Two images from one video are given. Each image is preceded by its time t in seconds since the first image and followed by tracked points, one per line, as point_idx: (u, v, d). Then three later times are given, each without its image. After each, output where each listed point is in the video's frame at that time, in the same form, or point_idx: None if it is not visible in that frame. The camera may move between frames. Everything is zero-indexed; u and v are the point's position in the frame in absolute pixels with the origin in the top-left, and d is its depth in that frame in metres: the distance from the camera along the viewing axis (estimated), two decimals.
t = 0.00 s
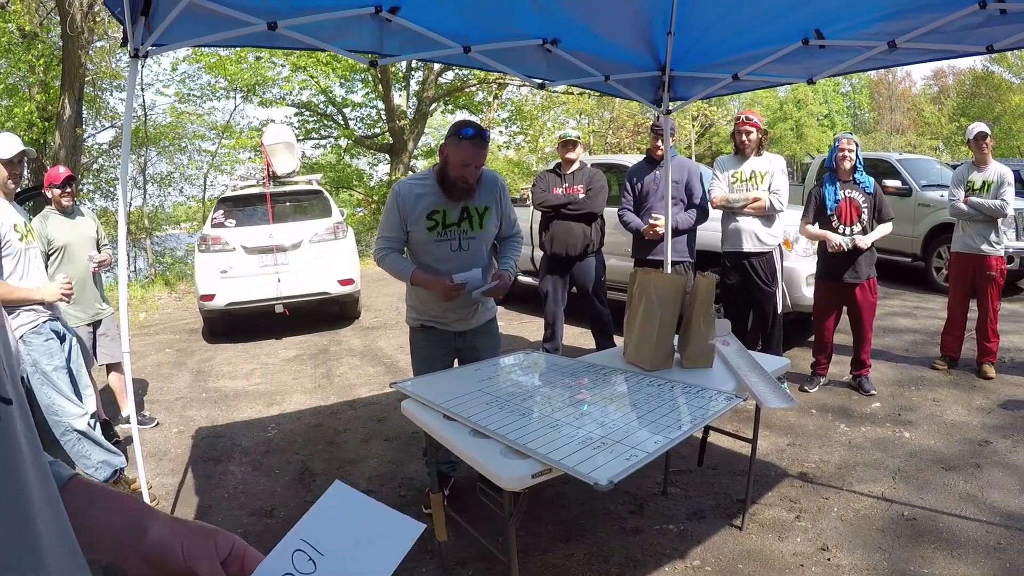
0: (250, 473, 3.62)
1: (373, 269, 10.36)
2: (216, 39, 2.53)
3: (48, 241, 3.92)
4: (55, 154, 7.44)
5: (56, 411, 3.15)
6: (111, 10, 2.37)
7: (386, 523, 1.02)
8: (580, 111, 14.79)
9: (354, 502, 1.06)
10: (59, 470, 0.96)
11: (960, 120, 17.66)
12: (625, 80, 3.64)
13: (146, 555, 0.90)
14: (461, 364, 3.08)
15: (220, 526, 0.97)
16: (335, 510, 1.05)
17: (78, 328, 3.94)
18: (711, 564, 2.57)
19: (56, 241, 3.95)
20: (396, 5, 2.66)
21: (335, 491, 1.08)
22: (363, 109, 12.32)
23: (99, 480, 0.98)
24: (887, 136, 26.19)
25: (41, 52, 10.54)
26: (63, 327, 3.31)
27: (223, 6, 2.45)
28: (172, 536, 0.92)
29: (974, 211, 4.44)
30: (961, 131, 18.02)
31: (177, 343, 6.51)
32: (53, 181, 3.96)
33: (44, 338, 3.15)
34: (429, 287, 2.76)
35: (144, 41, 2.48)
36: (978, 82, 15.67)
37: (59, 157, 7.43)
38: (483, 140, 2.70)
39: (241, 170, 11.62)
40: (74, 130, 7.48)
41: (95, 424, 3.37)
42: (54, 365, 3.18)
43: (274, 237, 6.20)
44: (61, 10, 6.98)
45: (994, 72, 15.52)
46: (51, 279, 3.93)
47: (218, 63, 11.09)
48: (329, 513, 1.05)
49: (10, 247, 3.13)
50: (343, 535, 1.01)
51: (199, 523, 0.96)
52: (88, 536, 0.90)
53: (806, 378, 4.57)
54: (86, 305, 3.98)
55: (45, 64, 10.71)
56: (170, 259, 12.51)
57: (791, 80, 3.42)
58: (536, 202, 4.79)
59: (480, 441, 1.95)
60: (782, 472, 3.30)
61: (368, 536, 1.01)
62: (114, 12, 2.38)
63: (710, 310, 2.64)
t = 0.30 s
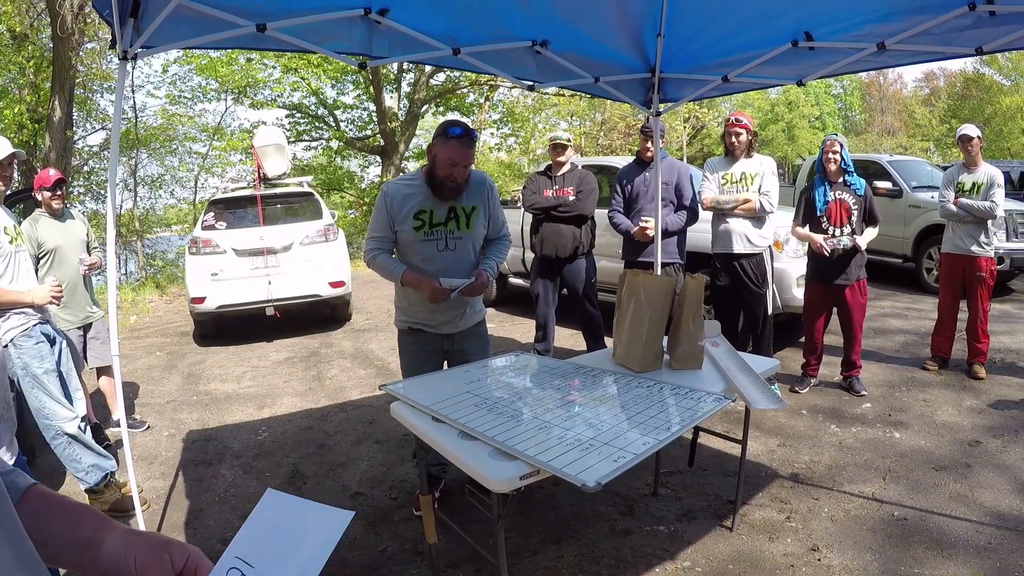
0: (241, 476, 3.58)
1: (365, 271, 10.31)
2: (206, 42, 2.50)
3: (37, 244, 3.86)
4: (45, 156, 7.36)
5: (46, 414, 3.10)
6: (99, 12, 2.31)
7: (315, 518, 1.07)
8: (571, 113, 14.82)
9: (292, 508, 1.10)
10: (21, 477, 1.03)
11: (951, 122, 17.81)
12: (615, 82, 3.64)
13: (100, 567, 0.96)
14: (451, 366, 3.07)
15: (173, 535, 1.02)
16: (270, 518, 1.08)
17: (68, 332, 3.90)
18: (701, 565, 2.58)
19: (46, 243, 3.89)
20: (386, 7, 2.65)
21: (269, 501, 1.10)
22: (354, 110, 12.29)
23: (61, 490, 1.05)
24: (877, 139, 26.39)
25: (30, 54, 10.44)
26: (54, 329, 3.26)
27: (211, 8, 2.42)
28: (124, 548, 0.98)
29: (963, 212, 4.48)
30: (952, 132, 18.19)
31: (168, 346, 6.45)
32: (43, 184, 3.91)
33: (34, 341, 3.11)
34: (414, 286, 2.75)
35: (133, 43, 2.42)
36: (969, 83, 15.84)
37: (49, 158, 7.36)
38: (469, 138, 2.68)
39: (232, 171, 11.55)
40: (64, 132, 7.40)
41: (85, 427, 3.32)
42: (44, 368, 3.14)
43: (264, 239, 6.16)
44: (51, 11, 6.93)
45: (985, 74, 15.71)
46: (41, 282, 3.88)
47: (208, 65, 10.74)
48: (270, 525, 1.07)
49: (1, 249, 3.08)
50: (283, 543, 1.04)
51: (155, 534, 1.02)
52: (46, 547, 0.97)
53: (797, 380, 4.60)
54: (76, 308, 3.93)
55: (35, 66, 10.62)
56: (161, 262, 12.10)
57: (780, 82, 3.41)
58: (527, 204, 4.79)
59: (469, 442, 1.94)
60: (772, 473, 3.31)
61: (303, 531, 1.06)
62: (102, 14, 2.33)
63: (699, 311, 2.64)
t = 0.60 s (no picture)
0: (234, 480, 3.54)
1: (357, 273, 10.26)
2: (195, 45, 2.49)
3: (28, 249, 3.81)
4: (36, 161, 7.28)
5: (39, 419, 3.09)
6: (86, 17, 2.33)
7: (303, 490, 1.07)
8: (563, 113, 14.83)
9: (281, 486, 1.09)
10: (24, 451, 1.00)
11: (943, 120, 17.97)
12: (604, 82, 3.64)
13: (118, 524, 0.97)
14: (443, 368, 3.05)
15: (182, 488, 1.04)
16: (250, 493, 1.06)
17: (61, 336, 3.84)
18: (694, 565, 2.57)
19: (37, 248, 3.84)
20: (374, 9, 2.63)
21: (251, 482, 1.08)
22: (345, 113, 12.24)
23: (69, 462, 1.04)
24: (868, 137, 26.53)
25: (21, 59, 10.33)
26: (46, 334, 3.21)
27: (200, 12, 2.41)
28: (136, 503, 0.99)
29: (954, 210, 4.52)
30: (943, 131, 18.37)
31: (160, 350, 6.39)
32: (34, 189, 3.86)
33: (26, 346, 3.07)
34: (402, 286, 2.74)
35: (122, 48, 2.42)
36: (961, 82, 16.03)
37: (40, 163, 7.28)
38: (459, 139, 2.67)
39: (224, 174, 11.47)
40: (56, 137, 7.33)
41: (77, 431, 3.31)
42: (37, 373, 3.10)
43: (256, 242, 6.11)
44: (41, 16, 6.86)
45: (976, 72, 15.91)
46: (33, 288, 3.83)
47: (199, 68, 10.64)
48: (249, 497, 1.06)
49: None
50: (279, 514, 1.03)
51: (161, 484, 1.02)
52: (59, 516, 0.97)
53: (789, 379, 4.61)
54: (68, 312, 3.88)
55: (25, 71, 10.51)
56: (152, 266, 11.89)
57: (770, 80, 3.42)
58: (517, 206, 4.78)
59: (459, 444, 1.92)
60: (765, 473, 3.32)
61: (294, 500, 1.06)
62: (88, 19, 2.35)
63: (689, 311, 2.64)
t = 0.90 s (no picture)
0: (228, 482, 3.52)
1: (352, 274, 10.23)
2: (188, 47, 2.47)
3: (22, 252, 3.78)
4: (30, 163, 7.23)
5: (33, 422, 3.07)
6: (78, 18, 2.28)
7: (239, 487, 1.08)
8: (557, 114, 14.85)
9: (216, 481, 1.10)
10: (14, 442, 1.07)
11: (938, 119, 18.07)
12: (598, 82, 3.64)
13: (113, 493, 1.06)
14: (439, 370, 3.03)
15: (162, 457, 1.13)
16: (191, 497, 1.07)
17: (54, 339, 3.80)
18: (688, 565, 2.57)
19: (31, 251, 3.81)
20: (366, 10, 2.62)
21: (194, 488, 1.09)
22: (339, 114, 12.21)
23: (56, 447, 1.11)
24: (861, 136, 26.69)
25: (14, 62, 10.27)
26: (40, 337, 3.18)
27: (190, 13, 2.39)
28: (126, 472, 1.08)
29: (949, 210, 4.54)
30: (937, 130, 18.48)
31: (154, 351, 6.35)
32: (27, 192, 3.83)
33: (20, 349, 3.03)
34: (396, 285, 2.72)
35: (114, 49, 2.38)
36: (955, 81, 16.15)
37: (33, 166, 7.22)
38: (448, 132, 2.68)
39: (218, 176, 11.44)
40: (49, 139, 7.27)
41: (71, 434, 3.28)
42: (31, 376, 3.07)
43: (250, 244, 6.08)
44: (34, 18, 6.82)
45: (970, 71, 16.04)
46: (26, 291, 3.79)
47: (192, 70, 10.66)
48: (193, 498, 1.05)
49: None
50: (228, 507, 1.04)
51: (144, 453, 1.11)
52: (56, 493, 1.04)
53: (784, 378, 4.62)
54: (62, 315, 3.84)
55: (18, 73, 10.44)
56: (148, 268, 12.11)
57: (763, 80, 3.42)
58: (511, 206, 4.77)
59: (453, 445, 1.91)
60: (760, 472, 3.32)
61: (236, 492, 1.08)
62: (81, 21, 2.30)
63: (683, 311, 2.63)
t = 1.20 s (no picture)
0: (224, 482, 3.50)
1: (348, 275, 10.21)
2: (181, 47, 2.45)
3: (16, 252, 3.75)
4: (24, 164, 7.17)
5: (27, 424, 3.05)
6: (73, 21, 2.24)
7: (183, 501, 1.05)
8: (552, 114, 14.87)
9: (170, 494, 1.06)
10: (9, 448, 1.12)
11: (933, 119, 18.15)
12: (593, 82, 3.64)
13: (86, 501, 1.05)
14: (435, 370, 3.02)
15: (140, 470, 1.11)
16: (155, 510, 1.05)
17: (49, 340, 3.76)
18: (685, 565, 2.57)
19: (25, 251, 3.78)
20: (360, 9, 2.60)
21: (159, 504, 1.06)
22: (334, 114, 12.18)
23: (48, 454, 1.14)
24: (856, 136, 26.79)
25: (8, 62, 10.23)
26: (34, 338, 3.15)
27: (183, 13, 2.38)
28: (100, 481, 1.07)
29: (948, 209, 4.56)
30: (931, 129, 18.57)
31: (150, 352, 6.31)
32: (21, 193, 3.80)
33: (14, 351, 3.00)
34: (396, 285, 2.70)
35: (108, 50, 2.37)
36: (950, 80, 16.24)
37: (28, 167, 7.17)
38: (428, 115, 2.73)
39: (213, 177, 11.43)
40: (44, 140, 7.22)
41: (66, 437, 3.26)
42: (25, 378, 3.05)
43: (245, 244, 6.05)
44: (28, 18, 6.76)
45: (965, 71, 16.12)
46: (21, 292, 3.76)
47: (187, 71, 10.52)
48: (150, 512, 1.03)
49: None
50: (185, 519, 1.02)
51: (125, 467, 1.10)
52: (39, 496, 1.07)
53: (780, 378, 4.63)
54: (57, 315, 3.81)
55: (13, 74, 10.39)
56: (143, 268, 11.91)
57: (758, 79, 3.43)
58: (507, 206, 4.76)
59: (448, 446, 1.90)
60: (757, 472, 3.32)
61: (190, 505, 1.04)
62: (76, 22, 2.26)
63: (679, 310, 2.63)
